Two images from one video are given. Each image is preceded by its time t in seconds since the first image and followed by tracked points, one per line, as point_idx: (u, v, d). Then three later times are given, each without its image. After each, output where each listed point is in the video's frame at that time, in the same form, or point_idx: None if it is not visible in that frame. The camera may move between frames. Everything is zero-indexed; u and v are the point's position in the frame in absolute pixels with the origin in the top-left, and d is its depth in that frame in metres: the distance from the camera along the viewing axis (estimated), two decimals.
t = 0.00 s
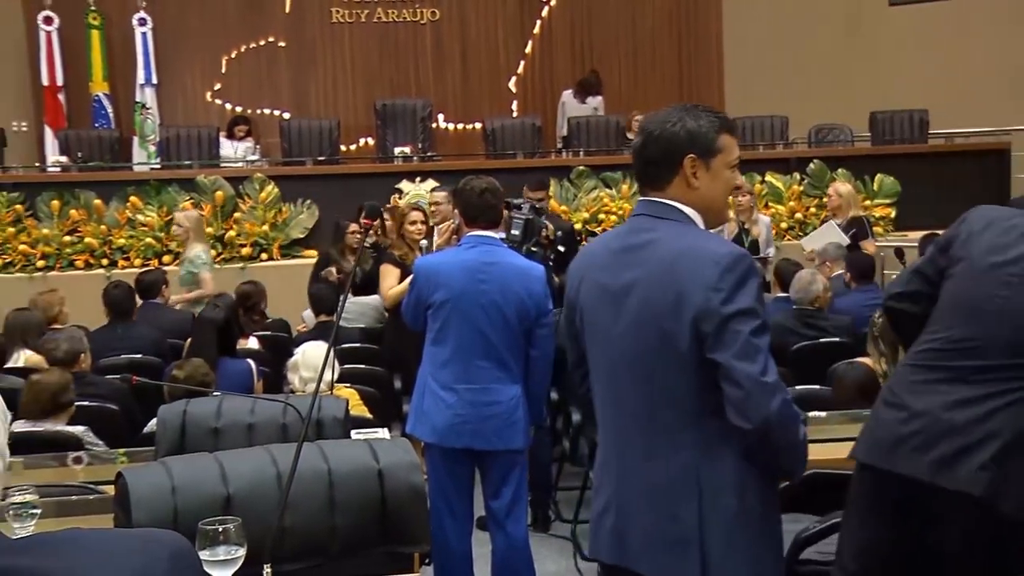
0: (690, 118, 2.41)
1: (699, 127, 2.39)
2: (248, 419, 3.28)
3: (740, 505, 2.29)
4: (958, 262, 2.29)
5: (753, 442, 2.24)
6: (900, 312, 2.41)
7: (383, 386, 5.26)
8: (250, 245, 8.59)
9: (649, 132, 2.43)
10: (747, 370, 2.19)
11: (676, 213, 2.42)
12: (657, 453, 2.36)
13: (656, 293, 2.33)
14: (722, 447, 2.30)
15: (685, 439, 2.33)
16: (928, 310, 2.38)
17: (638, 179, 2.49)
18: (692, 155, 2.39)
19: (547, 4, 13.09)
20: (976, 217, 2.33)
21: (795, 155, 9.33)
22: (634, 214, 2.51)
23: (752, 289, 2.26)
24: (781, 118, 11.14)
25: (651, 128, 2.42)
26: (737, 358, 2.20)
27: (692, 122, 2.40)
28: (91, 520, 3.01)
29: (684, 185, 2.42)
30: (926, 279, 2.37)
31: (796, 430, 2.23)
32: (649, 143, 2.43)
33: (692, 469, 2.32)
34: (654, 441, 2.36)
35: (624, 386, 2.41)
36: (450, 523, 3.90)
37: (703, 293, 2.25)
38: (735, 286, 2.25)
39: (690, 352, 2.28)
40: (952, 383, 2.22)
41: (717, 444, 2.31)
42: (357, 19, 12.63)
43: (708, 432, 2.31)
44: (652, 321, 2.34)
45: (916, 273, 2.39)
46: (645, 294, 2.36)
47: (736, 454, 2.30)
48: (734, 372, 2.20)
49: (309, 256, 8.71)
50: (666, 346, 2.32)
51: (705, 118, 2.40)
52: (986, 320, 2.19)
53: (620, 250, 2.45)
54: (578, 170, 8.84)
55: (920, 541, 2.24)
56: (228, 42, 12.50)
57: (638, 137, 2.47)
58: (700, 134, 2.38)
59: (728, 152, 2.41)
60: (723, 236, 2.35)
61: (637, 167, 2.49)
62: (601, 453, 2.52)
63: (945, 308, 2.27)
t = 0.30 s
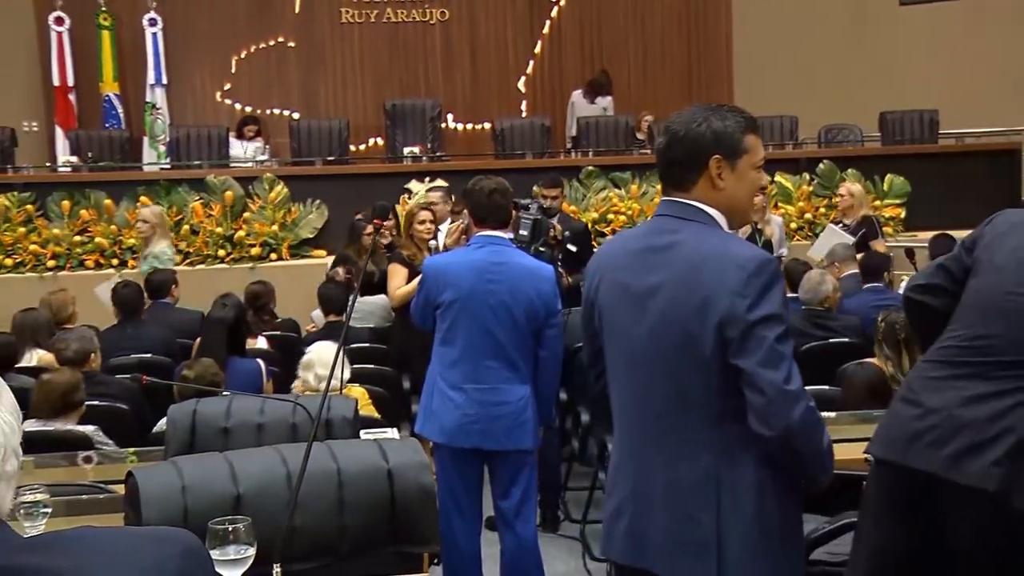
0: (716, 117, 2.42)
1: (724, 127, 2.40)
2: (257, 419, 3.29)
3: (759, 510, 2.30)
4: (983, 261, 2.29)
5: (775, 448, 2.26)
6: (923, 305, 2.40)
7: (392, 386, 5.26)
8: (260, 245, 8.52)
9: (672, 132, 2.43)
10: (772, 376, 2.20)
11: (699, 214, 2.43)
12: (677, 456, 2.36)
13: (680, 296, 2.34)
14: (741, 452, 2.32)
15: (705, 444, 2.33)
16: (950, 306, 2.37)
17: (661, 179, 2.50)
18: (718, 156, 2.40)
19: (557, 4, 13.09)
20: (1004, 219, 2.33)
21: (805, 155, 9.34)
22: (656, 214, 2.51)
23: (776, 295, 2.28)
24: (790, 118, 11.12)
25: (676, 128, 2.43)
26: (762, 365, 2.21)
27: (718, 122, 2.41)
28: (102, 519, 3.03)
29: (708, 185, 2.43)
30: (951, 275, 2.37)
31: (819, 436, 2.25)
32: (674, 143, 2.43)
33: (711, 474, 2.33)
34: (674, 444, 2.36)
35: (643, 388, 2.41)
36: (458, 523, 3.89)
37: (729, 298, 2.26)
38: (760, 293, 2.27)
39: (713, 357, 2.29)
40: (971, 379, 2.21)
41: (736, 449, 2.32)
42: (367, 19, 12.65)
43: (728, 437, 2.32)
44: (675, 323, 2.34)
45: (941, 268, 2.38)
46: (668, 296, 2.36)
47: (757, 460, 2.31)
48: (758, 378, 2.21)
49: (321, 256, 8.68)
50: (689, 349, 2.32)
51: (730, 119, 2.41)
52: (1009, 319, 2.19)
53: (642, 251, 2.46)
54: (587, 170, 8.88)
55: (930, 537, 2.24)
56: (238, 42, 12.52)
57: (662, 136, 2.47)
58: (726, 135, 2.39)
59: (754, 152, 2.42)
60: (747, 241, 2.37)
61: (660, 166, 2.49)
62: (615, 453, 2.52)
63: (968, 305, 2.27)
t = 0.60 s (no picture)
0: (735, 118, 2.41)
1: (743, 129, 2.40)
2: (269, 419, 3.29)
3: (778, 513, 2.30)
4: (997, 261, 2.35)
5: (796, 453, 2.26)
6: (937, 305, 2.47)
7: (404, 387, 5.27)
8: (272, 245, 8.53)
9: (693, 132, 2.43)
10: (795, 381, 2.20)
11: (720, 216, 2.43)
12: (696, 460, 2.36)
13: (701, 298, 2.34)
14: (761, 458, 2.32)
15: (725, 448, 2.33)
16: (965, 304, 2.44)
17: (681, 180, 2.49)
18: (739, 158, 2.40)
19: (569, 4, 13.08)
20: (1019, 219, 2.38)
21: (817, 155, 9.32)
22: (676, 214, 2.51)
23: (800, 299, 2.28)
24: (803, 119, 11.09)
25: (696, 130, 2.43)
26: (785, 369, 2.21)
27: (739, 123, 2.40)
28: (116, 519, 3.04)
29: (728, 186, 2.42)
30: (968, 275, 2.43)
31: (841, 441, 2.25)
32: (694, 144, 2.43)
33: (733, 479, 2.32)
34: (694, 448, 2.36)
35: (662, 390, 2.41)
36: (470, 524, 3.89)
37: (752, 302, 2.26)
38: (783, 296, 2.26)
39: (735, 360, 2.29)
40: (986, 379, 2.28)
41: (757, 453, 2.32)
42: (379, 19, 12.66)
43: (749, 442, 2.32)
44: (696, 326, 2.34)
45: (957, 267, 2.45)
46: (689, 298, 2.36)
47: (776, 464, 2.31)
48: (782, 382, 2.21)
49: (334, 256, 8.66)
50: (710, 352, 2.32)
51: (751, 119, 2.41)
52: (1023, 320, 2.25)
53: (663, 251, 2.45)
54: (599, 171, 8.86)
55: (946, 536, 2.34)
56: (250, 43, 12.55)
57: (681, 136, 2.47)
58: (747, 136, 2.39)
59: (774, 153, 2.41)
60: (768, 244, 2.36)
61: (680, 167, 2.48)
62: (632, 455, 2.52)
63: (983, 306, 2.33)
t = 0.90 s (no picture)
0: (741, 119, 2.41)
1: (749, 129, 2.40)
2: (273, 419, 3.29)
3: (784, 515, 2.30)
4: (987, 263, 2.38)
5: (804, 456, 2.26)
6: (928, 311, 2.49)
7: (408, 387, 5.27)
8: (276, 245, 8.55)
9: (699, 133, 2.43)
10: (804, 383, 2.20)
11: (727, 218, 2.42)
12: (703, 462, 2.36)
13: (709, 299, 2.33)
14: (768, 459, 2.32)
15: (732, 449, 2.33)
16: (956, 309, 2.45)
17: (687, 180, 2.49)
18: (746, 158, 2.40)
19: (573, 4, 13.07)
20: (1004, 220, 2.42)
21: (821, 156, 9.32)
22: (682, 215, 2.50)
23: (807, 301, 2.28)
24: (807, 119, 11.07)
25: (702, 131, 2.43)
26: (794, 371, 2.21)
27: (745, 123, 2.40)
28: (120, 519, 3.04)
29: (735, 187, 2.42)
30: (957, 279, 2.45)
31: (848, 442, 2.25)
32: (700, 145, 2.43)
33: (739, 481, 2.32)
34: (701, 449, 2.36)
35: (668, 392, 2.41)
36: (474, 524, 3.89)
37: (762, 304, 2.26)
38: (791, 298, 2.27)
39: (743, 362, 2.29)
40: (982, 385, 2.31)
41: (764, 455, 2.32)
42: (383, 20, 12.67)
43: (756, 444, 2.32)
44: (704, 327, 2.34)
45: (946, 272, 2.47)
46: (696, 299, 2.36)
47: (782, 465, 2.31)
48: (790, 384, 2.21)
49: (339, 254, 8.65)
50: (718, 353, 2.32)
51: (757, 120, 2.41)
52: (1016, 323, 2.28)
53: (669, 252, 2.45)
54: (603, 171, 8.86)
55: (946, 539, 2.38)
56: (254, 43, 12.57)
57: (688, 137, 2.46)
58: (754, 136, 2.39)
59: (780, 153, 2.42)
60: (776, 245, 2.36)
61: (686, 168, 2.48)
62: (637, 456, 2.51)
63: (976, 311, 2.36)
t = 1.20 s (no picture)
0: (744, 119, 2.41)
1: (752, 129, 2.40)
2: (277, 418, 3.30)
3: (788, 515, 2.31)
4: (985, 262, 2.41)
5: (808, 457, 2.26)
6: (924, 305, 2.51)
7: (412, 387, 5.27)
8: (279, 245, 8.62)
9: (703, 133, 2.43)
10: (809, 385, 2.20)
11: (730, 219, 2.43)
12: (705, 462, 2.36)
13: (712, 299, 2.34)
14: (772, 460, 2.32)
15: (736, 450, 2.33)
16: (954, 303, 2.47)
17: (689, 180, 2.49)
18: (749, 158, 2.40)
19: (576, 4, 13.06)
20: (1004, 215, 2.45)
21: (825, 156, 9.32)
22: (685, 216, 2.50)
23: (812, 302, 2.28)
24: (811, 119, 11.06)
25: (705, 131, 2.42)
26: (799, 373, 2.21)
27: (748, 123, 2.40)
28: (124, 519, 3.05)
29: (739, 188, 2.42)
30: (954, 274, 2.47)
31: (852, 443, 2.26)
32: (704, 145, 2.43)
33: (743, 483, 2.32)
34: (704, 450, 2.36)
35: (671, 393, 2.41)
36: (477, 524, 3.89)
37: (766, 305, 2.26)
38: (796, 299, 2.27)
39: (747, 363, 2.29)
40: (976, 389, 2.35)
41: (767, 457, 2.32)
42: (386, 20, 12.67)
43: (760, 445, 2.33)
44: (707, 328, 2.34)
45: (943, 267, 2.49)
46: (699, 299, 2.36)
47: (786, 466, 2.32)
48: (794, 386, 2.21)
49: (343, 255, 8.66)
50: (721, 355, 2.32)
51: (760, 119, 2.41)
52: (1011, 323, 2.32)
53: (673, 252, 2.45)
54: (606, 171, 8.85)
55: (946, 539, 2.42)
56: (257, 43, 12.57)
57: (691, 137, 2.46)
58: (756, 137, 2.39)
59: (783, 153, 2.41)
60: (780, 246, 2.36)
61: (688, 169, 2.48)
62: (639, 457, 2.51)
63: (974, 308, 2.39)
